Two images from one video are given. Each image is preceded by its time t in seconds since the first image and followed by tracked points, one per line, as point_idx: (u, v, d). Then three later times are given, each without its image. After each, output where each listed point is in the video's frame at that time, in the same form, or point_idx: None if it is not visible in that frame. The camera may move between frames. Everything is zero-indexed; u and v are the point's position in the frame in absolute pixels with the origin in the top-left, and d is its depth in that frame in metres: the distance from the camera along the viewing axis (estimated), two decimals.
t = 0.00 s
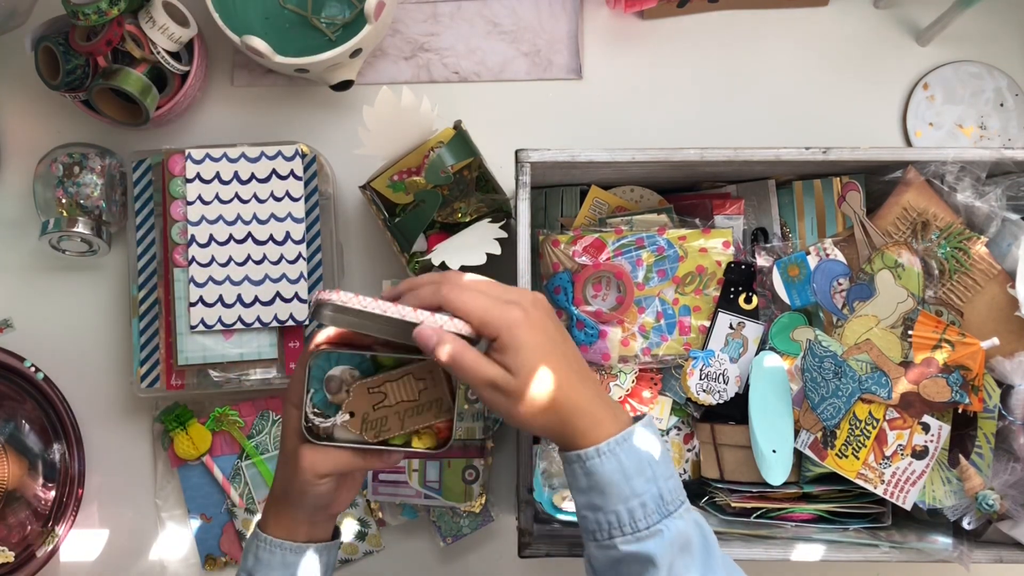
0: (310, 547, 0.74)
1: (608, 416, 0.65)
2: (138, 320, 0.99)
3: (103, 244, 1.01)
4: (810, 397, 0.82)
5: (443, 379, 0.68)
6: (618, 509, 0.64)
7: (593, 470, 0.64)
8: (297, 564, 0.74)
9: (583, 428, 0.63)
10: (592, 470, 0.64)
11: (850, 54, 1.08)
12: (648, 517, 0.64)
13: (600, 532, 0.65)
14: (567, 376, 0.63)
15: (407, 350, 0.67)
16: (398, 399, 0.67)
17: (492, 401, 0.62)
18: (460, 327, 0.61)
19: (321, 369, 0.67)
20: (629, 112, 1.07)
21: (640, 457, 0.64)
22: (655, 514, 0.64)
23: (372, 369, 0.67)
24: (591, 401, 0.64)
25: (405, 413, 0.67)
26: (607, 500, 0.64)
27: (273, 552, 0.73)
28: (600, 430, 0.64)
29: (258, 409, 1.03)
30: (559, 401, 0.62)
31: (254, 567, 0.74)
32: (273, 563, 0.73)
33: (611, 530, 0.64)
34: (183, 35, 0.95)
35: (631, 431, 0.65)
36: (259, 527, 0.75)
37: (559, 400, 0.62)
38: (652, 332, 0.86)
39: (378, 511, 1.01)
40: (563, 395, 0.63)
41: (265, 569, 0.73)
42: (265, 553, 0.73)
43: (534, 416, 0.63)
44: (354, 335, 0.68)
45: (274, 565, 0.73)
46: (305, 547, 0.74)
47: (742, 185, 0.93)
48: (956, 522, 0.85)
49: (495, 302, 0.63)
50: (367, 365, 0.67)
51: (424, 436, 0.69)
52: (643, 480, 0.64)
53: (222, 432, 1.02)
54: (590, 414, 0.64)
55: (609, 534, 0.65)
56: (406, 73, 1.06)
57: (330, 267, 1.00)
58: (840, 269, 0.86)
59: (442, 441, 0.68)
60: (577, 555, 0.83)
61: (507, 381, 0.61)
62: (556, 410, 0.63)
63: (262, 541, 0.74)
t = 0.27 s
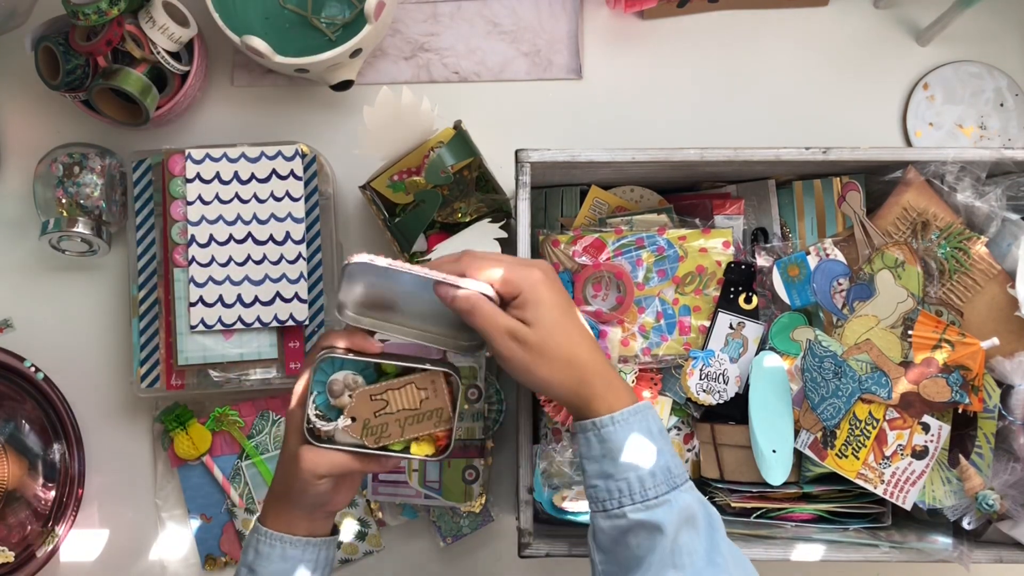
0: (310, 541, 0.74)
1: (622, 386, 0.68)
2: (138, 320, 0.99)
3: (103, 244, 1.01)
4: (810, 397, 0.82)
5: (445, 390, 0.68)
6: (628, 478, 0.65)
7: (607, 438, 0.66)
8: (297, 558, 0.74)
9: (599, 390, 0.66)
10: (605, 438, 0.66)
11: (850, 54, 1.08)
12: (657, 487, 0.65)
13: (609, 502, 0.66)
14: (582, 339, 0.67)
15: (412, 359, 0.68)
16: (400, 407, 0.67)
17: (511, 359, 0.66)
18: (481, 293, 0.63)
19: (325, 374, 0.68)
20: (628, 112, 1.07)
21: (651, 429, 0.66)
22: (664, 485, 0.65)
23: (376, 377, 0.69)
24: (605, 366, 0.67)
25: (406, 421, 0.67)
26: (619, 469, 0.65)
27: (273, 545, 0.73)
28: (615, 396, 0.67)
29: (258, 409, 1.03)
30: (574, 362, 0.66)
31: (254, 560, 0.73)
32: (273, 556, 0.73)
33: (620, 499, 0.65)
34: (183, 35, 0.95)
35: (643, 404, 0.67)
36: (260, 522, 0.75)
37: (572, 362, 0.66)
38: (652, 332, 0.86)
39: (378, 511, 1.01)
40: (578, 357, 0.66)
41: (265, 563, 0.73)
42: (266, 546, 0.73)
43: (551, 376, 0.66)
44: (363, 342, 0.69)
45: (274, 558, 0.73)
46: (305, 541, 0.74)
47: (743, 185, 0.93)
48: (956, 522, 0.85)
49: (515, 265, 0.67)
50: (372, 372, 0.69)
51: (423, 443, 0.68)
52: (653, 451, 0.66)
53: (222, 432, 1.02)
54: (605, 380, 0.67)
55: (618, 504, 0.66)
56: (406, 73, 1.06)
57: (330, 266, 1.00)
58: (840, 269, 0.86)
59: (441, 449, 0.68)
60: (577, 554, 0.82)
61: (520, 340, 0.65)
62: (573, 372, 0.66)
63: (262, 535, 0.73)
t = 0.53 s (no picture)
0: (321, 532, 0.74)
1: (599, 397, 0.66)
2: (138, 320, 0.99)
3: (103, 244, 1.01)
4: (810, 397, 0.82)
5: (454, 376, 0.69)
6: (605, 487, 0.64)
7: (582, 448, 0.65)
8: (307, 548, 0.74)
9: (568, 404, 0.66)
10: (581, 448, 0.65)
11: (850, 54, 1.08)
12: (635, 495, 0.64)
13: (590, 511, 0.65)
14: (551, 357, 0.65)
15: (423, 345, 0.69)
16: (409, 395, 0.67)
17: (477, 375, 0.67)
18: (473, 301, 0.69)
19: (335, 362, 0.68)
20: (628, 112, 1.07)
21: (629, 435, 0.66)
22: (643, 492, 0.64)
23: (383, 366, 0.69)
24: (579, 380, 0.66)
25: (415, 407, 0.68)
26: (596, 478, 0.65)
27: (284, 534, 0.74)
28: (587, 409, 0.66)
29: (259, 409, 1.03)
30: (539, 381, 0.65)
31: (265, 550, 0.74)
32: (284, 546, 0.74)
33: (600, 508, 0.65)
34: (182, 35, 0.95)
35: (619, 411, 0.66)
36: (272, 511, 0.76)
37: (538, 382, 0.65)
38: (652, 332, 0.86)
39: (378, 511, 1.01)
40: (546, 375, 0.65)
41: (276, 552, 0.74)
42: (277, 535, 0.74)
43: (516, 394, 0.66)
44: (373, 329, 0.68)
45: (285, 548, 0.74)
46: (316, 531, 0.74)
47: (743, 185, 0.93)
48: (956, 522, 0.85)
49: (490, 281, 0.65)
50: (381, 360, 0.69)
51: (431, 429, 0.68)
52: (631, 458, 0.65)
53: (222, 432, 1.02)
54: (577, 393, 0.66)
55: (598, 512, 0.65)
56: (406, 73, 1.06)
57: (330, 266, 1.00)
58: (840, 269, 0.86)
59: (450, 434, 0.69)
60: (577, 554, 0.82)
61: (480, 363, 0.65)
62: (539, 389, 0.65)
63: (274, 524, 0.74)
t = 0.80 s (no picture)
0: (317, 529, 0.74)
1: (590, 415, 0.63)
2: (138, 320, 0.99)
3: (103, 244, 1.01)
4: (810, 397, 0.82)
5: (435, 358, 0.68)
6: (603, 500, 0.62)
7: (578, 463, 0.63)
8: (304, 546, 0.74)
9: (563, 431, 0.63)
10: (577, 463, 0.63)
11: (850, 54, 1.08)
12: (634, 507, 0.62)
13: (588, 523, 0.63)
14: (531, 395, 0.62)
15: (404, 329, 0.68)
16: (393, 380, 0.67)
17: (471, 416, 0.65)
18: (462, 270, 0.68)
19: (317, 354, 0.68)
20: (629, 112, 1.07)
21: (627, 447, 0.63)
22: (642, 504, 0.62)
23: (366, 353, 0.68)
24: (566, 404, 0.62)
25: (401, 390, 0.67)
26: (594, 492, 0.63)
27: (280, 532, 0.74)
28: (583, 421, 0.63)
29: (258, 409, 1.02)
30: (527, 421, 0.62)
31: (261, 548, 0.74)
32: (281, 544, 0.73)
33: (598, 520, 0.63)
34: (183, 35, 0.95)
35: (616, 426, 0.63)
36: (267, 509, 0.76)
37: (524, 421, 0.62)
38: (652, 332, 0.86)
39: (378, 511, 1.01)
40: (530, 414, 0.62)
41: (272, 550, 0.73)
42: (273, 533, 0.74)
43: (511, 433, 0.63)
44: (352, 319, 0.69)
45: (281, 546, 0.73)
46: (312, 528, 0.74)
47: (743, 185, 0.93)
48: (956, 522, 0.85)
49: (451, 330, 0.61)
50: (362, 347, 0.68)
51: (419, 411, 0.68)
52: (628, 471, 0.63)
53: (222, 432, 1.02)
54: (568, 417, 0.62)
55: (596, 525, 0.63)
56: (406, 73, 1.06)
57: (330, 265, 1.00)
58: (840, 269, 0.86)
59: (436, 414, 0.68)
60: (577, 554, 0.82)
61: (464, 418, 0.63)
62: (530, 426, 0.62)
63: (270, 522, 0.74)
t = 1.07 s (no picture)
0: (323, 526, 0.74)
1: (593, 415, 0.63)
2: (138, 320, 0.99)
3: (103, 244, 1.01)
4: (810, 397, 0.82)
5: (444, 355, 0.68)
6: (610, 498, 0.62)
7: (586, 461, 0.62)
8: (310, 543, 0.74)
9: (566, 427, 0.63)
10: (584, 461, 0.62)
11: (850, 54, 1.08)
12: (641, 505, 0.62)
13: (594, 522, 0.63)
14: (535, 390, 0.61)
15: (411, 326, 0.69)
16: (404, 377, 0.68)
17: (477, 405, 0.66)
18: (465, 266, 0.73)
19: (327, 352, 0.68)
20: (629, 112, 1.07)
21: (633, 445, 0.63)
22: (648, 502, 0.62)
23: (376, 350, 0.68)
24: (570, 402, 0.62)
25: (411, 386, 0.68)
26: (600, 490, 0.62)
27: (286, 530, 0.74)
28: (589, 422, 0.63)
29: (258, 409, 1.03)
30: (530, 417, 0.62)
31: (267, 545, 0.74)
32: (287, 541, 0.73)
33: (605, 519, 0.63)
34: (182, 35, 0.95)
35: (622, 424, 0.63)
36: (273, 507, 0.76)
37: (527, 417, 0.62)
38: (652, 332, 0.86)
39: (378, 511, 1.01)
40: (535, 408, 0.62)
41: (279, 547, 0.73)
42: (279, 530, 0.74)
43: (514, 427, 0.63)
44: (359, 316, 0.69)
45: (288, 543, 0.73)
46: (318, 526, 0.74)
47: (743, 185, 0.93)
48: (956, 522, 0.85)
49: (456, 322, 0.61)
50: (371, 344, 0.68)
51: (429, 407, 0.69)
52: (634, 469, 0.62)
53: (222, 432, 1.02)
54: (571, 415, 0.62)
55: (602, 523, 0.63)
56: (406, 73, 1.06)
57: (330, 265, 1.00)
58: (840, 269, 0.86)
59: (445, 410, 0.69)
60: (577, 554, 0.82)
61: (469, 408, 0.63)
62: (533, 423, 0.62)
63: (276, 519, 0.74)
